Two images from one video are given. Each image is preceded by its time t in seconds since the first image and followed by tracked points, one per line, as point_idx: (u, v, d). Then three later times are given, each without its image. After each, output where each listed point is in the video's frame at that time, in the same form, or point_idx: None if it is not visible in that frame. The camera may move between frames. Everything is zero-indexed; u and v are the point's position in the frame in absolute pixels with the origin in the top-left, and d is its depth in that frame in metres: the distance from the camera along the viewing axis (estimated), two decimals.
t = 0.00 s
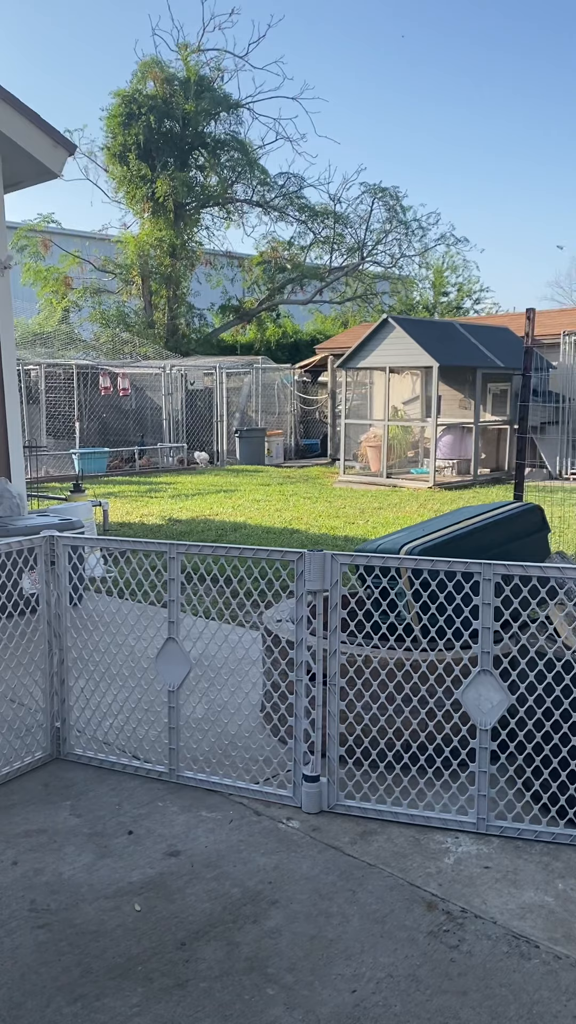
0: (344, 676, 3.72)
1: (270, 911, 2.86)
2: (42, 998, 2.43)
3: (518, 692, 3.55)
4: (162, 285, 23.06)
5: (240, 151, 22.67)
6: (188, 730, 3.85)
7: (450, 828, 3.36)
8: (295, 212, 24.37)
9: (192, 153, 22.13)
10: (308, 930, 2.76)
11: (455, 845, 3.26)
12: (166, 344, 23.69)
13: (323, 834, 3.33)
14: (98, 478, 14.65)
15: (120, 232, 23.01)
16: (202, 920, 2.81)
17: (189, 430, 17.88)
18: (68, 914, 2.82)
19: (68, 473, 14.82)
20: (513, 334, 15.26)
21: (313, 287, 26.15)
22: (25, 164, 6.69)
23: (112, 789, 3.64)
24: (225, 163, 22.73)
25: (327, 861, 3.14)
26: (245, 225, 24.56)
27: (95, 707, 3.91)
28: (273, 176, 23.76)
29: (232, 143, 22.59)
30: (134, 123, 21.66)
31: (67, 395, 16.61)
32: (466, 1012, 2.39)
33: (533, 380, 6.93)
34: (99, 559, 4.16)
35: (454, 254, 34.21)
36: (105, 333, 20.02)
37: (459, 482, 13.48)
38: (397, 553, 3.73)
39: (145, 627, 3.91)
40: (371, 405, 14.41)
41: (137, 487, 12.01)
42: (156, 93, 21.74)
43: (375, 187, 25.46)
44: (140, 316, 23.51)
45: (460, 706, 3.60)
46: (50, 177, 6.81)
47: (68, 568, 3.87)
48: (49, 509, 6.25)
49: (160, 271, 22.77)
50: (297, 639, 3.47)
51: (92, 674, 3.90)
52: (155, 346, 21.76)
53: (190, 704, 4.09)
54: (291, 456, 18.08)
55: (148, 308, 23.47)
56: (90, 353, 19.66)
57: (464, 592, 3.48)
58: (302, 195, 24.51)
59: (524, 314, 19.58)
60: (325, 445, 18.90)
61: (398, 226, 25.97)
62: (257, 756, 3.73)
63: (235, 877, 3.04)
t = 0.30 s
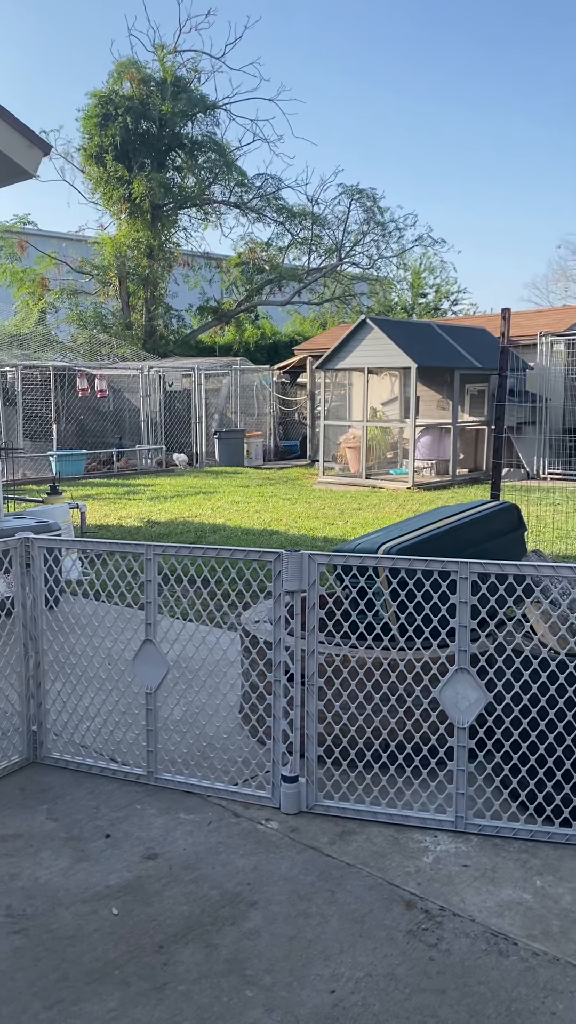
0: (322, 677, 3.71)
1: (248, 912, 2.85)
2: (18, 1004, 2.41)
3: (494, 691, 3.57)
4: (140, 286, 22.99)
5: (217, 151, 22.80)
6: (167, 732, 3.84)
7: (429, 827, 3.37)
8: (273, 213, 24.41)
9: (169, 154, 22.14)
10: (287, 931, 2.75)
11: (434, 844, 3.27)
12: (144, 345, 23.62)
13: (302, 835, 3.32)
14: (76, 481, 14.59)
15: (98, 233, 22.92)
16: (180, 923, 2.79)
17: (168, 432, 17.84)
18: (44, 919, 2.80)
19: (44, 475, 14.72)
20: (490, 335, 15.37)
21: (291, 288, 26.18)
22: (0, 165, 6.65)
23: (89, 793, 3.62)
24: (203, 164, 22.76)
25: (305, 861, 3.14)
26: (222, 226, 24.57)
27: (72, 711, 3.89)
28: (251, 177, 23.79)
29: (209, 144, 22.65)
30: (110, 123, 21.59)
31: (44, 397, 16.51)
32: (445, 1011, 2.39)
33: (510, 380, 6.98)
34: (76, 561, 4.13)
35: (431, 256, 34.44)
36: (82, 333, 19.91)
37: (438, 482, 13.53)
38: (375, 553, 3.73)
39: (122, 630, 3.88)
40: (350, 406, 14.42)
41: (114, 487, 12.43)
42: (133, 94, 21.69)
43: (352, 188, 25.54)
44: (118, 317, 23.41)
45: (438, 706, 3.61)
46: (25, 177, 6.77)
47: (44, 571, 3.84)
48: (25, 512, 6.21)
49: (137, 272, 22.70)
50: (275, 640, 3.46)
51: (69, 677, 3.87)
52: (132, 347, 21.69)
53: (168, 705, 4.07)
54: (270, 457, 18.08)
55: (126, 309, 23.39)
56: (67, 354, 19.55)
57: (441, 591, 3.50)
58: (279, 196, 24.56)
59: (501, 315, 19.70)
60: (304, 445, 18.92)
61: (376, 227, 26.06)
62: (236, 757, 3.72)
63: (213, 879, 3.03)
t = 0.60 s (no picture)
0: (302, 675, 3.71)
1: (230, 912, 2.84)
2: None
3: (473, 688, 3.60)
4: (116, 286, 22.86)
5: (193, 151, 22.77)
6: (146, 733, 3.82)
7: (409, 824, 3.38)
8: (249, 213, 24.40)
9: (144, 153, 22.06)
10: (268, 930, 2.75)
11: (414, 841, 3.28)
12: (120, 346, 23.51)
13: (282, 834, 3.33)
14: (53, 483, 14.52)
15: (73, 233, 22.77)
16: (161, 925, 2.78)
17: (146, 432, 17.76)
18: (24, 924, 2.77)
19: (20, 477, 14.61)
20: (466, 334, 15.46)
21: (268, 288, 26.19)
22: None
23: (69, 796, 3.60)
24: (179, 164, 22.74)
25: (286, 861, 3.14)
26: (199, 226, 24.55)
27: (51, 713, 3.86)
28: (227, 177, 23.78)
29: (185, 144, 22.65)
30: (85, 122, 21.45)
31: (20, 398, 16.37)
32: (427, 1007, 2.40)
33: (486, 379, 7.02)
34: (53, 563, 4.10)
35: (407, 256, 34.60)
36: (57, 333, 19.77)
37: (416, 481, 13.58)
38: (354, 552, 3.73)
39: (101, 631, 3.86)
40: (328, 406, 14.43)
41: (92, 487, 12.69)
42: (107, 93, 21.57)
43: (328, 188, 25.59)
44: (94, 318, 23.26)
45: (417, 703, 3.62)
46: None
47: (21, 572, 3.81)
48: (1, 514, 6.16)
49: (113, 272, 22.57)
50: (254, 640, 3.46)
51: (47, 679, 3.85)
52: (109, 348, 21.57)
53: (147, 707, 4.06)
54: (248, 458, 18.06)
55: (101, 309, 23.26)
56: (43, 354, 19.40)
57: (419, 589, 3.51)
58: (255, 196, 24.56)
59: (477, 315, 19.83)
60: (282, 445, 18.92)
61: (352, 226, 26.13)
62: (216, 757, 3.71)
63: (194, 880, 3.02)
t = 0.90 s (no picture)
0: (282, 674, 3.70)
1: (212, 912, 2.83)
2: None
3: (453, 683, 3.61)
4: (91, 286, 22.71)
5: (167, 149, 22.70)
6: (126, 733, 3.79)
7: (391, 822, 3.38)
8: (225, 211, 24.36)
9: (118, 151, 21.94)
10: (251, 930, 2.74)
11: (396, 837, 3.29)
12: (96, 345, 23.36)
13: (264, 833, 3.31)
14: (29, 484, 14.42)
15: (47, 232, 22.59)
16: (143, 926, 2.76)
17: (123, 432, 17.67)
18: (3, 928, 2.74)
19: None
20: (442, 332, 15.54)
21: (245, 287, 26.14)
22: None
23: (50, 798, 3.57)
24: (153, 162, 22.66)
25: (269, 860, 3.13)
26: (174, 225, 24.48)
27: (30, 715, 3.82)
28: (202, 176, 23.73)
29: (159, 142, 22.58)
30: (58, 120, 21.26)
31: None
32: (410, 1003, 2.40)
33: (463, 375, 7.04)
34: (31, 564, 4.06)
35: (382, 255, 34.74)
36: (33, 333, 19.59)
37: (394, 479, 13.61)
38: (333, 550, 3.73)
39: (79, 631, 3.83)
40: (306, 405, 14.35)
41: (69, 488, 12.66)
42: (81, 91, 21.42)
43: (303, 186, 25.59)
44: (69, 318, 23.10)
45: (397, 700, 3.63)
46: None
47: None
48: None
49: (88, 271, 22.41)
50: (234, 639, 3.45)
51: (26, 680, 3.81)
52: (85, 347, 21.42)
53: (127, 708, 4.02)
54: (226, 457, 18.03)
55: (77, 309, 23.12)
56: (18, 354, 19.24)
57: (398, 585, 3.51)
58: (231, 194, 24.52)
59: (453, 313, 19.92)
60: (261, 444, 18.90)
61: (328, 225, 26.16)
62: (196, 757, 3.69)
63: (176, 881, 3.00)
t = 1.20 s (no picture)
0: (259, 671, 3.69)
1: (190, 911, 2.82)
2: None
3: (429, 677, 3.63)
4: (65, 285, 22.58)
5: (140, 148, 22.62)
6: (103, 734, 3.77)
7: (368, 816, 3.39)
8: (199, 209, 24.34)
9: (91, 149, 21.84)
10: (229, 928, 2.73)
11: (374, 832, 3.29)
12: (70, 345, 23.24)
13: (243, 831, 3.31)
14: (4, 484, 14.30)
15: (19, 231, 22.43)
16: (121, 927, 2.74)
17: (99, 431, 17.59)
18: None
19: None
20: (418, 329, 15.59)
21: (220, 285, 26.09)
22: None
23: (26, 800, 3.54)
24: (126, 160, 22.58)
25: (247, 858, 3.12)
26: (148, 223, 24.41)
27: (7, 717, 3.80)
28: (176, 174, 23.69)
29: (132, 140, 22.50)
30: (30, 118, 21.11)
31: None
32: (388, 997, 2.40)
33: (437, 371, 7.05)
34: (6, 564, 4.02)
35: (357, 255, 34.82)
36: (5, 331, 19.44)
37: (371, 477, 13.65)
38: (310, 546, 3.72)
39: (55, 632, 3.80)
40: (282, 403, 14.35)
41: (44, 487, 12.59)
42: (52, 89, 21.27)
43: (278, 184, 25.58)
44: (43, 317, 22.97)
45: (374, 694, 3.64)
46: None
47: None
48: None
49: (62, 270, 22.27)
50: (211, 636, 3.44)
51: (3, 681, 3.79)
52: (58, 346, 21.30)
53: (104, 708, 4.00)
54: (203, 456, 18.00)
55: (50, 308, 22.99)
56: None
57: (375, 581, 3.51)
58: (205, 192, 24.49)
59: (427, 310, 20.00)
60: (238, 442, 18.89)
61: (302, 223, 26.19)
62: (174, 756, 3.68)
63: (154, 881, 2.99)
